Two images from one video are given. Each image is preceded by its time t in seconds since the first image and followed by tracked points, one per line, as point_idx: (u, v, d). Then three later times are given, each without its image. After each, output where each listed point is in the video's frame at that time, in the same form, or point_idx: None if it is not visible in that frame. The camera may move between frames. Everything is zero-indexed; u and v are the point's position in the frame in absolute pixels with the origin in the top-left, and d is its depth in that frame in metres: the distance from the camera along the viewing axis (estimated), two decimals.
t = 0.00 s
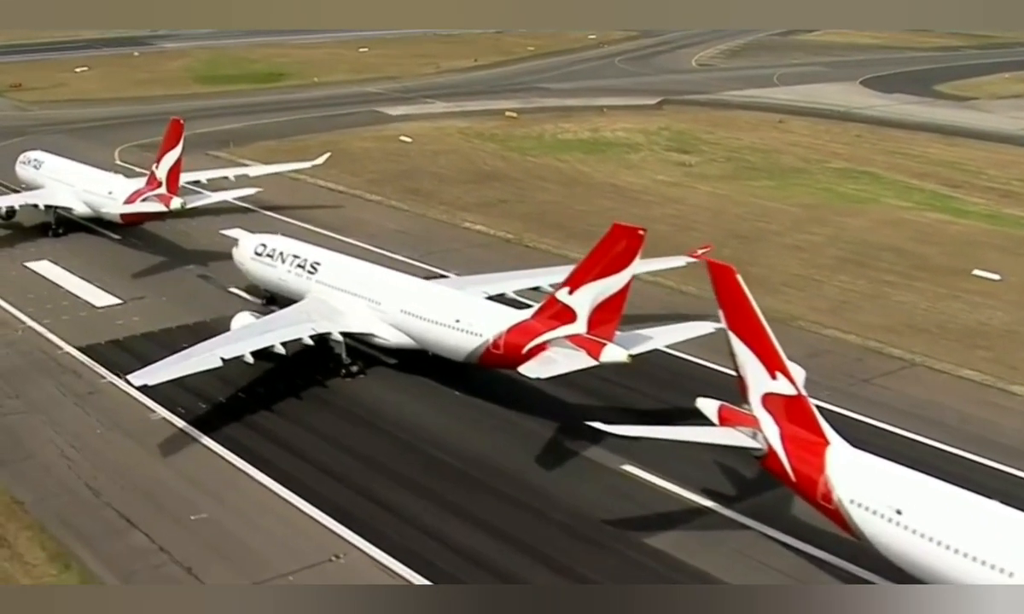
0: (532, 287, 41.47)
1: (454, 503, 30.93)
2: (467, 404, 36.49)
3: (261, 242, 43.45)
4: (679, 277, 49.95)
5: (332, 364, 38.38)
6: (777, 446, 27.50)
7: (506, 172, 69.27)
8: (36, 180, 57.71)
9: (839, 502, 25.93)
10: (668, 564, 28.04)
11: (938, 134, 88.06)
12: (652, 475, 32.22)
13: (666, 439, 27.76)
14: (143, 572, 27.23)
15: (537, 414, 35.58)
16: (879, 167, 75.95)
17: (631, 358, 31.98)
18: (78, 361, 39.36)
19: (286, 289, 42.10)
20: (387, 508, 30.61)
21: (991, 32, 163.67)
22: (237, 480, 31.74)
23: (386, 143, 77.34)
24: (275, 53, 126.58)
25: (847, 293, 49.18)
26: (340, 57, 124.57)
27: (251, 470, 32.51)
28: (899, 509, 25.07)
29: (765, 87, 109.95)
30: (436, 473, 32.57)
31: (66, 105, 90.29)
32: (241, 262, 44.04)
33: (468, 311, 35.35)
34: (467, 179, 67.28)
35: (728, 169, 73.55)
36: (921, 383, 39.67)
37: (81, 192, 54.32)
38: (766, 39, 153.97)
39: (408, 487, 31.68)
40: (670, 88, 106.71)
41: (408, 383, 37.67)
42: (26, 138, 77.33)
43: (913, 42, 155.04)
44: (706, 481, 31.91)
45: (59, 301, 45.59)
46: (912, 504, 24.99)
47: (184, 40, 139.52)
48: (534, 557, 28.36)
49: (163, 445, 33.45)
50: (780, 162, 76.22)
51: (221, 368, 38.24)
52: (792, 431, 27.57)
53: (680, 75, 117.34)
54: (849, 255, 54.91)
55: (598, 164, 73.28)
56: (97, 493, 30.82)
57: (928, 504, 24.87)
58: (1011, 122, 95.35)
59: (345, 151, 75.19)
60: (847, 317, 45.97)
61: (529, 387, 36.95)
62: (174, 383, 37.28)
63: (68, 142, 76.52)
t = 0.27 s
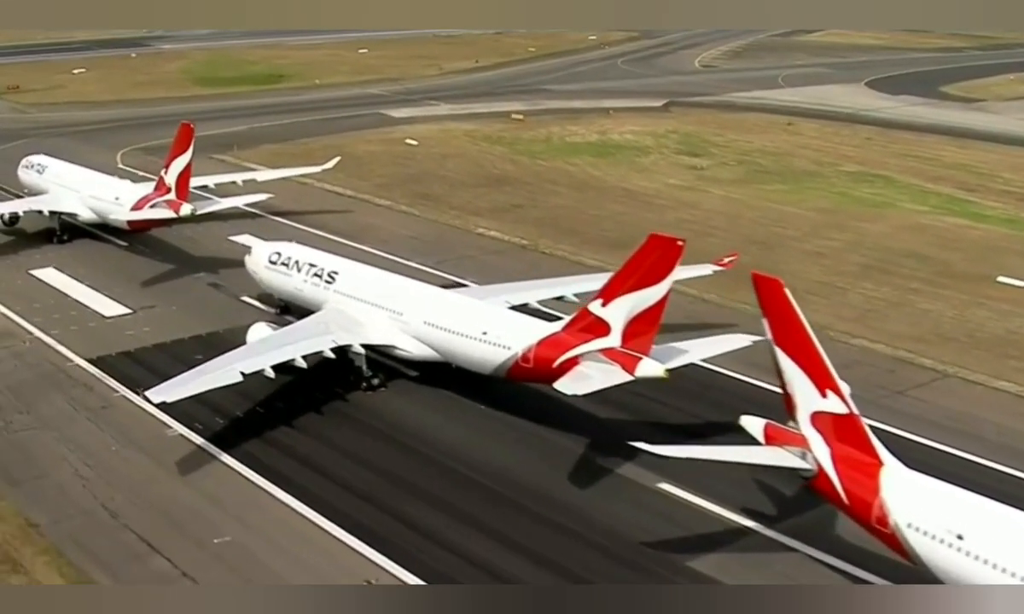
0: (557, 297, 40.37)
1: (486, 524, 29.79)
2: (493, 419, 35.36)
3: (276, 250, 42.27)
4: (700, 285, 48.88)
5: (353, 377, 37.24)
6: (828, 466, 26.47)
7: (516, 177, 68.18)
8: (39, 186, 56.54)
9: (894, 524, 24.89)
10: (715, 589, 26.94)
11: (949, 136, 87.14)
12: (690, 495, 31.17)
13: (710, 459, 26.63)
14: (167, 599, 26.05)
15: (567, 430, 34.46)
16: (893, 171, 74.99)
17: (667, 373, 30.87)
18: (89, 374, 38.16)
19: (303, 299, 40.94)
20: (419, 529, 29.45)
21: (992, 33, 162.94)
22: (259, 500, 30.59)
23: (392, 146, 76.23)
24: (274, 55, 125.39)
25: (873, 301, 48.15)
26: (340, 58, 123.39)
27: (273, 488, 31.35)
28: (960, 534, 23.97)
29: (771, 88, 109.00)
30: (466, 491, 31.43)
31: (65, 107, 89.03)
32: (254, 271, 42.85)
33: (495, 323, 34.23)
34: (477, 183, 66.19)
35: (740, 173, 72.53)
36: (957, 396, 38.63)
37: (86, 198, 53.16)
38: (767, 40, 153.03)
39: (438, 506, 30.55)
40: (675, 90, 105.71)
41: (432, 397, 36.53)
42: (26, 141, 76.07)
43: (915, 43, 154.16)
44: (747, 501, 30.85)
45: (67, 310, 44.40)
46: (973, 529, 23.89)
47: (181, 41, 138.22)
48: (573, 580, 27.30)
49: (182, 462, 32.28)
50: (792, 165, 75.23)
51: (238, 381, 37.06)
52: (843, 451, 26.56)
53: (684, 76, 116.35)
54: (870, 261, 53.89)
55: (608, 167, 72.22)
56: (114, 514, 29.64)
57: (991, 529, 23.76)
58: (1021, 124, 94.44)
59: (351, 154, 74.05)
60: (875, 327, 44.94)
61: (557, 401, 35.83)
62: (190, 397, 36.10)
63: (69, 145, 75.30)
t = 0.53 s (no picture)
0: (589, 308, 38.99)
1: (527, 550, 28.43)
2: (528, 437, 34.01)
3: (295, 260, 40.86)
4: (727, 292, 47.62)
5: (379, 393, 35.89)
6: (893, 491, 25.24)
7: (528, 181, 66.83)
8: (44, 192, 55.10)
9: (966, 553, 23.62)
10: None
11: (961, 138, 86.00)
12: (739, 518, 29.90)
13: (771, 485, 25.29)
14: None
15: (604, 450, 33.15)
16: (908, 173, 73.81)
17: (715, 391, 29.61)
18: (103, 390, 36.74)
19: (323, 311, 39.54)
20: (457, 555, 28.09)
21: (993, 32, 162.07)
22: (288, 524, 29.20)
23: (399, 150, 74.85)
24: (272, 56, 123.95)
25: (904, 310, 46.90)
26: (339, 59, 121.95)
27: (301, 511, 29.94)
28: None
29: (777, 89, 107.87)
30: (504, 513, 30.06)
31: (63, 110, 87.51)
32: (271, 280, 41.44)
33: (531, 338, 32.89)
34: (489, 188, 64.80)
35: (755, 176, 71.28)
36: (1001, 410, 37.37)
37: (92, 205, 51.72)
38: (768, 41, 151.97)
39: (475, 530, 29.19)
40: (680, 92, 104.54)
41: (462, 414, 35.18)
42: (26, 145, 74.55)
43: (915, 43, 153.25)
44: (798, 524, 29.59)
45: (77, 321, 42.96)
46: None
47: (177, 42, 136.68)
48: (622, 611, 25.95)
49: (204, 485, 30.88)
50: (806, 168, 74.03)
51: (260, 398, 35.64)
52: (908, 474, 25.33)
53: (687, 78, 115.11)
54: (896, 267, 52.63)
55: (620, 171, 70.93)
56: (138, 542, 28.23)
57: None
58: None
59: (358, 158, 72.64)
60: (910, 338, 43.65)
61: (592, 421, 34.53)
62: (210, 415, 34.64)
63: (70, 149, 73.80)
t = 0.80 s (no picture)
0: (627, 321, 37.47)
1: (580, 582, 26.86)
2: (570, 459, 32.46)
3: (318, 272, 39.27)
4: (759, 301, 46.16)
5: (411, 412, 34.31)
6: (978, 522, 23.71)
7: (542, 186, 65.34)
8: (49, 200, 53.43)
9: None
10: None
11: (975, 141, 84.75)
12: (800, 546, 28.42)
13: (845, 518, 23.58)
14: None
15: (652, 473, 31.61)
16: (927, 178, 72.48)
17: (775, 415, 28.12)
18: (120, 409, 35.08)
19: (349, 325, 37.93)
20: (507, 589, 26.49)
21: (993, 33, 161.05)
22: (325, 555, 27.56)
23: (407, 154, 73.28)
24: (269, 57, 122.25)
25: (942, 321, 45.49)
26: (338, 60, 120.31)
27: (339, 540, 28.30)
28: None
29: (783, 91, 106.59)
30: (552, 542, 28.49)
31: (61, 112, 85.75)
32: (293, 293, 39.84)
33: (576, 356, 31.36)
34: (503, 193, 63.27)
35: (771, 180, 69.88)
36: None
37: (101, 213, 50.04)
38: (767, 41, 150.76)
39: (524, 560, 27.61)
40: (686, 93, 103.13)
41: (499, 434, 33.62)
42: (25, 150, 72.79)
43: (915, 43, 152.18)
44: (864, 553, 28.12)
45: (89, 335, 41.29)
46: None
47: (172, 42, 134.88)
48: None
49: (234, 512, 29.24)
50: (823, 172, 72.66)
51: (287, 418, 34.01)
52: (993, 506, 23.81)
53: (690, 79, 113.74)
54: (928, 276, 51.24)
55: (634, 175, 69.49)
56: (168, 576, 26.57)
57: None
58: None
59: (366, 162, 71.07)
60: (953, 350, 42.20)
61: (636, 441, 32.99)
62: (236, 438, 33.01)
63: (70, 153, 72.09)
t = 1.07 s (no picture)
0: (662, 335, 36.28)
1: None
2: (610, 479, 31.24)
3: (341, 282, 37.93)
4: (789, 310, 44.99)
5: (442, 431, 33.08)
6: None
7: (555, 190, 64.12)
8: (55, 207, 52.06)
9: None
10: None
11: (987, 143, 83.75)
12: (858, 572, 27.18)
13: (911, 548, 22.08)
14: None
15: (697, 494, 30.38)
16: (943, 181, 71.40)
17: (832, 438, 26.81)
18: (138, 427, 33.76)
19: (374, 339, 36.65)
20: None
21: (993, 34, 160.24)
22: (362, 585, 26.27)
23: (414, 158, 71.98)
24: (267, 58, 120.81)
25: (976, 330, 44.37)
26: (337, 61, 118.96)
27: (376, 568, 27.00)
28: None
29: (788, 93, 105.53)
30: (599, 569, 27.23)
31: (59, 115, 84.31)
32: (314, 304, 38.49)
33: (619, 374, 30.17)
34: (516, 198, 62.05)
35: (786, 184, 68.76)
36: None
37: (109, 220, 48.70)
38: (767, 42, 149.78)
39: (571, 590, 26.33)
40: (692, 95, 102.01)
41: (534, 454, 32.38)
42: (25, 153, 71.38)
43: (916, 43, 151.26)
44: (924, 579, 26.92)
45: (102, 348, 39.97)
46: None
47: (168, 43, 133.40)
48: None
49: (264, 539, 27.93)
50: (837, 175, 71.56)
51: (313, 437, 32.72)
52: None
53: (694, 80, 112.63)
54: (956, 283, 50.12)
55: (647, 179, 68.34)
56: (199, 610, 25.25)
57: None
58: None
59: (374, 166, 69.80)
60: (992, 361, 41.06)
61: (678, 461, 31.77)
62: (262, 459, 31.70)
63: (71, 157, 70.69)
